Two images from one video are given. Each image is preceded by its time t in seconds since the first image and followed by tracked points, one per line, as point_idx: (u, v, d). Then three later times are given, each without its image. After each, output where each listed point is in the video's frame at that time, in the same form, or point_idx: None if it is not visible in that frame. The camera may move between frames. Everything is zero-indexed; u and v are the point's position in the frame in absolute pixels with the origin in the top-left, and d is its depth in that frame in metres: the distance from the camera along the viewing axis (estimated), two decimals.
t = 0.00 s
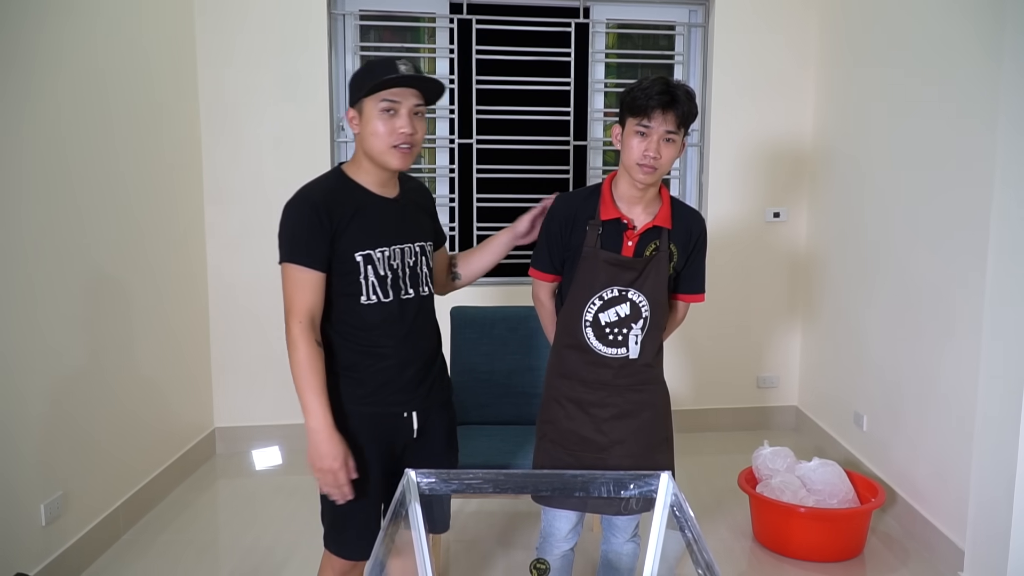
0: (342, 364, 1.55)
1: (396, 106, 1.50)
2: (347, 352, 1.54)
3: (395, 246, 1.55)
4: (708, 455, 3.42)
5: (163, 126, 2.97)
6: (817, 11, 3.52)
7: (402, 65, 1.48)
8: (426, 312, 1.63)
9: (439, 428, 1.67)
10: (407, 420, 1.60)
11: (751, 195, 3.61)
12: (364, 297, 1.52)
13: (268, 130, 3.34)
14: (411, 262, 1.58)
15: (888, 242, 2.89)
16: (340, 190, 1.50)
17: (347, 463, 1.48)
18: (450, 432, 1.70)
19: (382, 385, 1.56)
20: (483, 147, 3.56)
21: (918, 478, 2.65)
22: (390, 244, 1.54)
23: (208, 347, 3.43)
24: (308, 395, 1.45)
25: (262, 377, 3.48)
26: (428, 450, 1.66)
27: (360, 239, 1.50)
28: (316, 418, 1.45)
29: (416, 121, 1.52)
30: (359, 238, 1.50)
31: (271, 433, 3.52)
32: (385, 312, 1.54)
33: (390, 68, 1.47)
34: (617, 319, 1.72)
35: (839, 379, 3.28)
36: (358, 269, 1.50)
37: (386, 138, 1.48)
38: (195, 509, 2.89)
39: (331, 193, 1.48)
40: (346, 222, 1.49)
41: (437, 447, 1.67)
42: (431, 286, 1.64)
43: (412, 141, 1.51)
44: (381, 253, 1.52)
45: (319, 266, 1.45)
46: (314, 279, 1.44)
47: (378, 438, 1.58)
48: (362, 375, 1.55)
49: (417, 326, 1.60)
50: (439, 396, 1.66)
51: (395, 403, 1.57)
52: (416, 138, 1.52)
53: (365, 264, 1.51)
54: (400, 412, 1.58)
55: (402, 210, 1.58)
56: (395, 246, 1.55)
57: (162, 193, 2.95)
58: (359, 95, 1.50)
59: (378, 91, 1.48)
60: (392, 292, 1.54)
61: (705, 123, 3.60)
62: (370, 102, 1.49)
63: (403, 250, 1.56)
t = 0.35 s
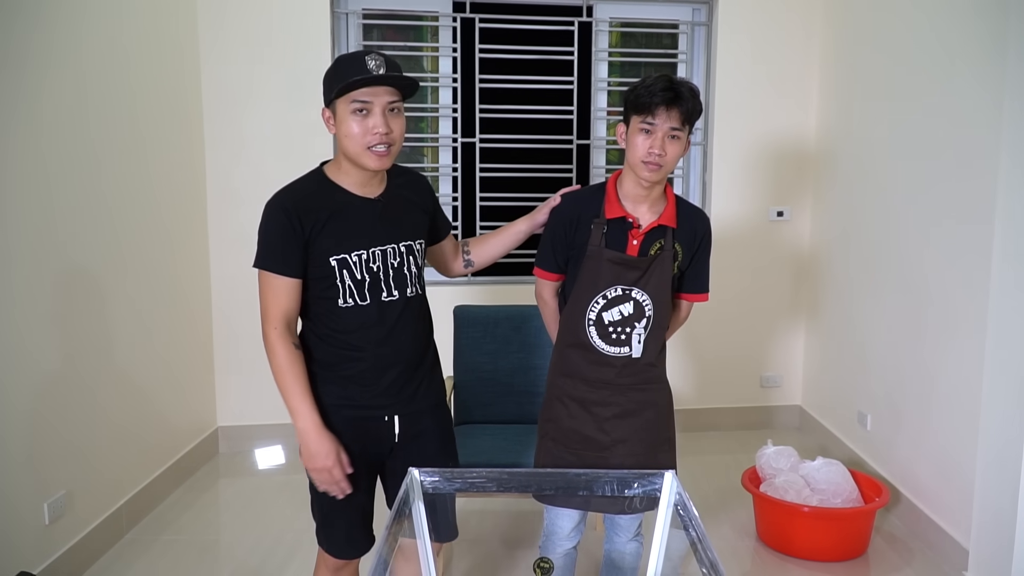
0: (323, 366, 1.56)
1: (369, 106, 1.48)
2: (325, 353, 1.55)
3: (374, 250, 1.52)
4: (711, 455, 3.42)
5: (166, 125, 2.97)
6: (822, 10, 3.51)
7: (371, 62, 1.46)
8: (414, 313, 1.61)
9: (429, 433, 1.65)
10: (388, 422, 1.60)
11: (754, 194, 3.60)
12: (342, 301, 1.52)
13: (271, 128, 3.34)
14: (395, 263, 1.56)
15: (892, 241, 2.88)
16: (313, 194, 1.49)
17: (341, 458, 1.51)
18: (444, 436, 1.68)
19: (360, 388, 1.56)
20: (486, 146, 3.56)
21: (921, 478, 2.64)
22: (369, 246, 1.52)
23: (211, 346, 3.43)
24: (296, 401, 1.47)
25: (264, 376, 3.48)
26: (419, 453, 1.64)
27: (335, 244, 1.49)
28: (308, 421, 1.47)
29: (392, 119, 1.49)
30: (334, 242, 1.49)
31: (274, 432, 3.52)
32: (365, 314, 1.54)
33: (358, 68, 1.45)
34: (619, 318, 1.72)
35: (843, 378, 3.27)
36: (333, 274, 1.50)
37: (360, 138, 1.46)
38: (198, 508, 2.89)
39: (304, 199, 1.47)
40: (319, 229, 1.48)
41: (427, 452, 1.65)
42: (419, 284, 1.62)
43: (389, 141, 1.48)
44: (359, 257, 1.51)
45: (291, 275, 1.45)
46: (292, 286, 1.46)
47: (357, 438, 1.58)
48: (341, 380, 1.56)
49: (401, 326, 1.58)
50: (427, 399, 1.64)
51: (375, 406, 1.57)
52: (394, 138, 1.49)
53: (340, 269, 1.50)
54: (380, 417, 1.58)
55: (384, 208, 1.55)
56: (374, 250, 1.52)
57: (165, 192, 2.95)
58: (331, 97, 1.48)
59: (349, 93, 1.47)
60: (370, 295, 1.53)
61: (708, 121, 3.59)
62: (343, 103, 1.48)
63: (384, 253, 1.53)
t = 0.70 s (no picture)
0: (349, 364, 1.56)
1: (417, 109, 1.49)
2: (352, 352, 1.55)
3: (411, 251, 1.53)
4: (714, 455, 3.42)
5: (168, 124, 2.97)
6: (824, 10, 3.51)
7: (420, 67, 1.48)
8: (441, 317, 1.61)
9: (449, 435, 1.65)
10: (413, 424, 1.59)
11: (757, 194, 3.60)
12: (374, 298, 1.52)
13: (273, 127, 3.34)
14: (429, 267, 1.56)
15: (896, 241, 2.88)
16: (358, 191, 1.50)
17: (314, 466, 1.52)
18: (460, 438, 1.68)
19: (386, 388, 1.55)
20: (490, 146, 3.56)
21: (925, 478, 2.64)
22: (408, 247, 1.53)
23: (214, 346, 3.43)
24: (296, 396, 1.49)
25: (267, 375, 3.48)
26: (435, 457, 1.65)
27: (373, 243, 1.50)
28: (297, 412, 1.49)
29: (438, 124, 1.50)
30: (374, 240, 1.50)
31: (276, 432, 3.52)
32: (396, 314, 1.54)
33: (407, 72, 1.47)
34: (625, 319, 1.72)
35: (846, 378, 3.27)
36: (370, 271, 1.51)
37: (406, 142, 1.48)
38: (201, 508, 2.89)
39: (348, 195, 1.49)
40: (360, 227, 1.50)
41: (444, 455, 1.65)
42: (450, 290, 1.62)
43: (434, 145, 1.49)
44: (395, 257, 1.52)
45: (328, 268, 1.47)
46: (326, 279, 1.48)
47: (382, 439, 1.57)
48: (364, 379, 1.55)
49: (430, 330, 1.58)
50: (451, 402, 1.64)
51: (403, 407, 1.57)
52: (439, 142, 1.50)
53: (377, 267, 1.51)
54: (404, 417, 1.57)
55: (426, 213, 1.56)
56: (411, 251, 1.53)
57: (166, 191, 2.95)
58: (380, 99, 1.51)
59: (397, 95, 1.48)
60: (403, 295, 1.54)
61: (711, 122, 3.59)
62: (391, 106, 1.50)
63: (421, 255, 1.54)
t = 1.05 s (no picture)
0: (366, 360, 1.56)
1: (446, 110, 1.52)
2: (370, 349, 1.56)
3: (434, 250, 1.54)
4: (716, 454, 3.42)
5: (171, 124, 2.96)
6: (826, 10, 3.51)
7: (451, 69, 1.51)
8: (460, 318, 1.62)
9: (461, 436, 1.66)
10: (426, 422, 1.59)
11: (759, 193, 3.59)
12: (395, 296, 1.53)
13: (275, 127, 3.34)
14: (450, 268, 1.57)
15: (898, 241, 2.88)
16: (389, 187, 1.52)
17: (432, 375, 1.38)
18: (471, 440, 1.69)
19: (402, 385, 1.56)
20: (492, 145, 3.56)
21: (928, 478, 2.64)
22: (429, 247, 1.53)
23: (216, 346, 3.43)
24: (366, 347, 1.38)
25: (269, 375, 3.48)
26: (446, 457, 1.65)
27: (397, 241, 1.51)
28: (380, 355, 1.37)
29: (466, 126, 1.53)
30: (397, 238, 1.51)
31: (278, 431, 3.52)
32: (416, 313, 1.54)
33: (438, 73, 1.51)
34: (628, 318, 1.71)
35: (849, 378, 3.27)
36: (393, 269, 1.52)
37: (434, 142, 1.50)
38: (203, 508, 2.89)
39: (376, 192, 1.50)
40: (385, 224, 1.50)
41: (456, 455, 1.66)
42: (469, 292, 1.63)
43: (462, 147, 1.52)
44: (420, 256, 1.53)
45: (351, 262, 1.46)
46: (345, 271, 1.45)
47: (397, 438, 1.57)
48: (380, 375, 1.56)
49: (448, 329, 1.59)
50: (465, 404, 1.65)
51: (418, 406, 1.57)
52: (465, 144, 1.53)
53: (400, 264, 1.52)
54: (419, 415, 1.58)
55: (450, 214, 1.58)
56: (435, 251, 1.54)
57: (169, 191, 2.95)
58: (411, 98, 1.55)
59: (427, 96, 1.52)
60: (424, 295, 1.54)
61: (714, 122, 3.59)
62: (421, 106, 1.54)
63: (443, 255, 1.55)
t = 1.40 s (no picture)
0: (371, 364, 1.56)
1: (440, 110, 1.52)
2: (375, 352, 1.56)
3: (437, 250, 1.54)
4: (718, 454, 3.41)
5: (173, 125, 2.97)
6: (829, 10, 3.50)
7: (445, 68, 1.51)
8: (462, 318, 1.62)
9: (465, 438, 1.66)
10: (431, 426, 1.59)
11: (762, 193, 3.59)
12: (399, 297, 1.53)
13: (277, 127, 3.34)
14: (452, 268, 1.57)
15: (900, 241, 2.87)
16: (389, 189, 1.51)
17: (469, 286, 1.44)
18: (475, 442, 1.69)
19: (407, 388, 1.56)
20: (494, 145, 3.55)
21: (930, 479, 2.63)
22: (432, 247, 1.53)
23: (218, 346, 3.43)
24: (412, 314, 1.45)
25: (271, 375, 3.49)
26: (451, 460, 1.65)
27: (401, 241, 1.51)
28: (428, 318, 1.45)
29: (461, 125, 1.53)
30: (399, 239, 1.51)
31: (280, 431, 3.52)
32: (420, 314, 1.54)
33: (433, 73, 1.50)
34: (631, 318, 1.72)
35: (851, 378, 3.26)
36: (397, 270, 1.51)
37: (428, 142, 1.50)
38: (206, 508, 2.90)
39: (378, 193, 1.50)
40: (389, 225, 1.50)
41: (460, 457, 1.66)
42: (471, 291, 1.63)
43: (457, 145, 1.52)
44: (423, 255, 1.53)
45: (361, 262, 1.46)
46: (360, 273, 1.46)
47: (401, 441, 1.57)
48: (385, 380, 1.56)
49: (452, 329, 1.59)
50: (469, 405, 1.65)
51: (419, 409, 1.56)
52: (460, 143, 1.53)
53: (405, 265, 1.52)
54: (423, 419, 1.57)
55: (450, 213, 1.58)
56: (438, 250, 1.54)
57: (171, 191, 2.95)
58: (404, 99, 1.54)
59: (421, 95, 1.52)
60: (428, 295, 1.54)
61: (716, 122, 3.58)
62: (415, 106, 1.54)
63: (445, 255, 1.55)
